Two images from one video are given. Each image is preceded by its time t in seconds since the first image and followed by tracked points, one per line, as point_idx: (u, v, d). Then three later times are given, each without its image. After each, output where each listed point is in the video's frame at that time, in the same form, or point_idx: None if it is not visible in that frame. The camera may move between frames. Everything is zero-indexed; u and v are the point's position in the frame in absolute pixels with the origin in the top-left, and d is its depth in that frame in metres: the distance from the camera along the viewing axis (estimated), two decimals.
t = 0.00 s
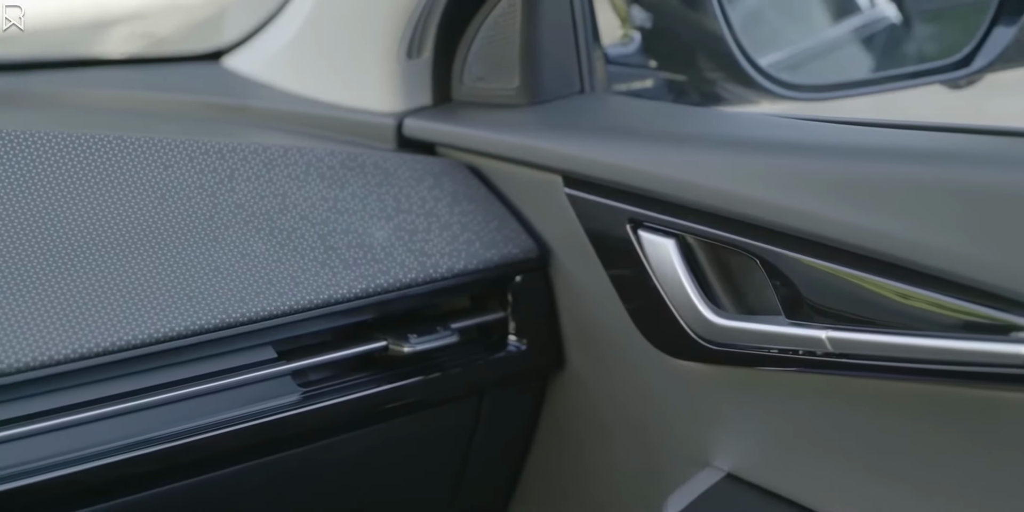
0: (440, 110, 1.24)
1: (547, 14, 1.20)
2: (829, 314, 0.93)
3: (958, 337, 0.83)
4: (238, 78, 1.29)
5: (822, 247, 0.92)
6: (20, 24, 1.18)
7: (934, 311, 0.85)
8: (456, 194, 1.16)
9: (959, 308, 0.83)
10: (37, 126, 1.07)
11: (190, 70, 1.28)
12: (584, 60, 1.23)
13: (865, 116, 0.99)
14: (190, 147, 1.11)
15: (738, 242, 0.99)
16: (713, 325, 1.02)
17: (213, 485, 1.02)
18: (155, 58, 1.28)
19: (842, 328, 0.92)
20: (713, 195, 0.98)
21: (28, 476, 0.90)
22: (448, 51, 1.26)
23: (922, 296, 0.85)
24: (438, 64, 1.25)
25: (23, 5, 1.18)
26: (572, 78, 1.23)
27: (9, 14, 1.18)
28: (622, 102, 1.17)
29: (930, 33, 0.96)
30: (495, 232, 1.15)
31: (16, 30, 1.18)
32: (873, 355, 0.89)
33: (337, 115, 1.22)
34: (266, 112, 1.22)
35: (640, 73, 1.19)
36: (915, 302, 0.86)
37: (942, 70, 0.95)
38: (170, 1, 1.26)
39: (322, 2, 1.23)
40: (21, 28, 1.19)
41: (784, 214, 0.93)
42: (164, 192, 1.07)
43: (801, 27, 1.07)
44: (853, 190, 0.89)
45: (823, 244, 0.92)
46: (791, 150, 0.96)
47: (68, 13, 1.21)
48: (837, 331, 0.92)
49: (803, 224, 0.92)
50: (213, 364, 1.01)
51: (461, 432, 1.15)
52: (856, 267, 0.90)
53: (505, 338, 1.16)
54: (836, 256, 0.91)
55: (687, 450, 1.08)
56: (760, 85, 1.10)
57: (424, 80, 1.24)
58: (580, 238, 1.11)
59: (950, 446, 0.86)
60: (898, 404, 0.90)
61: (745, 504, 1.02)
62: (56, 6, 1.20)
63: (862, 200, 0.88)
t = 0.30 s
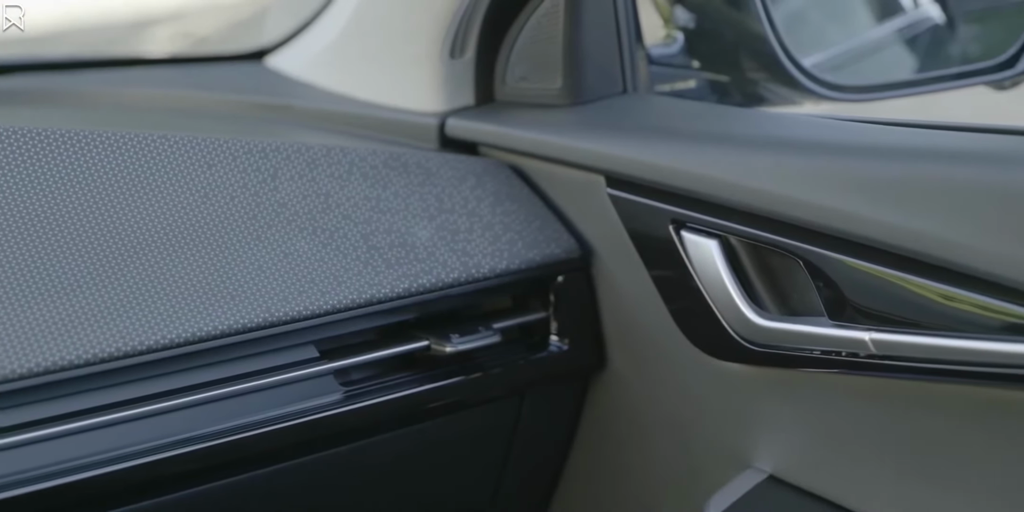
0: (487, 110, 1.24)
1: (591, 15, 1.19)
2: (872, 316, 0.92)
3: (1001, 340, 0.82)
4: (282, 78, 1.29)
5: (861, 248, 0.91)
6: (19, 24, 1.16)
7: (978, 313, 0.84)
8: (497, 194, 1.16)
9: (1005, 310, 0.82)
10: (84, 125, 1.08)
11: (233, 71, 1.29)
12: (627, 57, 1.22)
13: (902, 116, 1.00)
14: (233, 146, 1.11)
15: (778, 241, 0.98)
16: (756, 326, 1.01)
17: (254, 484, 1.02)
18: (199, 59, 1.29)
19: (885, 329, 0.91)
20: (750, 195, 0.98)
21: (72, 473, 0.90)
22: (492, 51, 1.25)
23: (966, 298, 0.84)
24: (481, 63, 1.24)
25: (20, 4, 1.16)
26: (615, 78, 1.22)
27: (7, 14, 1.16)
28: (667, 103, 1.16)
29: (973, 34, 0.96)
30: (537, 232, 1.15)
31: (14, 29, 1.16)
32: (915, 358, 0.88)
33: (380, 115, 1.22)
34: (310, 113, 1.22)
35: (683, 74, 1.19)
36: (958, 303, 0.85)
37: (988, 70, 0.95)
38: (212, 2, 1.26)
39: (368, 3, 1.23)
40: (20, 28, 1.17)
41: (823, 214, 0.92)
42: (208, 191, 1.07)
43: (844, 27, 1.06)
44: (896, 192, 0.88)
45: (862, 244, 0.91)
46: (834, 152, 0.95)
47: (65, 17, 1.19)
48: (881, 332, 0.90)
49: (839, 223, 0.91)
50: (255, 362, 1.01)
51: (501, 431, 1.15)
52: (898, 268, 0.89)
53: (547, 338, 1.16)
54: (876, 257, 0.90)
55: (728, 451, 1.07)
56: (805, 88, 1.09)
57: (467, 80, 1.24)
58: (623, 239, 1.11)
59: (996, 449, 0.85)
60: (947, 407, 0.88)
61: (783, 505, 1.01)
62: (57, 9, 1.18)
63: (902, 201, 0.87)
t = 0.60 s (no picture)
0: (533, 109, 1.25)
1: (639, 16, 1.20)
2: (922, 319, 0.91)
3: None
4: (330, 78, 1.30)
5: (910, 250, 0.90)
6: (19, 24, 1.13)
7: None
8: (545, 194, 1.17)
9: None
10: (135, 124, 1.09)
11: (283, 70, 1.30)
12: (675, 58, 1.21)
13: (952, 118, 0.97)
14: (282, 146, 1.12)
15: (825, 243, 0.97)
16: (802, 328, 1.00)
17: (301, 482, 1.02)
18: (249, 58, 1.30)
19: (934, 332, 0.89)
20: (794, 195, 0.97)
21: (123, 470, 0.91)
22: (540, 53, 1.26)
23: (1016, 302, 0.83)
24: (529, 64, 1.25)
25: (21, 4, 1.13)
26: (664, 78, 1.21)
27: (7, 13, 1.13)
28: (715, 104, 1.16)
29: None
30: (584, 233, 1.15)
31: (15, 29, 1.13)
32: (963, 359, 0.86)
33: (429, 115, 1.23)
34: (359, 113, 1.23)
35: (732, 75, 1.18)
36: (1008, 307, 0.84)
37: None
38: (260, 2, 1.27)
39: (418, 4, 1.24)
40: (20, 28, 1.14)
41: (871, 215, 0.91)
42: (259, 190, 1.08)
43: (892, 29, 1.05)
44: (941, 193, 0.87)
45: (909, 246, 0.90)
46: (882, 153, 0.94)
47: (71, 22, 1.17)
48: (930, 335, 0.89)
49: (883, 224, 0.90)
50: (301, 362, 1.01)
51: (547, 432, 1.15)
52: (946, 271, 0.88)
53: (594, 338, 1.15)
54: (924, 259, 0.89)
55: (774, 453, 1.07)
56: (856, 89, 1.07)
57: (516, 80, 1.25)
58: (670, 240, 1.11)
59: None
60: (991, 407, 0.87)
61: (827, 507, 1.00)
62: (60, 11, 1.15)
63: (948, 202, 0.86)
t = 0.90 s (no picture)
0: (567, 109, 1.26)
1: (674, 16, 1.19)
2: (958, 321, 0.90)
3: None
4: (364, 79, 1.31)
5: (943, 251, 0.89)
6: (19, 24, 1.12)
7: None
8: (579, 194, 1.17)
9: None
10: (171, 123, 1.10)
11: (318, 70, 1.31)
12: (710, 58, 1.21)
13: (987, 119, 0.96)
14: (317, 146, 1.12)
15: (859, 244, 0.96)
16: (835, 328, 0.99)
17: (336, 481, 1.02)
18: (286, 58, 1.30)
19: (970, 333, 0.88)
20: (828, 196, 0.96)
21: (165, 467, 0.91)
22: (574, 54, 1.27)
23: None
24: (564, 64, 1.27)
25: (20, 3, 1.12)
26: (699, 78, 1.21)
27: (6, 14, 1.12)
28: (750, 104, 1.16)
29: None
30: (618, 233, 1.15)
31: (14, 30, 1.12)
32: (998, 361, 0.85)
33: (463, 114, 1.24)
34: (392, 112, 1.24)
35: (766, 75, 1.18)
36: None
37: None
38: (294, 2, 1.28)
39: (454, 4, 1.25)
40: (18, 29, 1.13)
41: (905, 216, 0.90)
42: (294, 189, 1.08)
43: (928, 29, 1.03)
44: (977, 194, 0.86)
45: (944, 248, 0.89)
46: (917, 154, 0.93)
47: (71, 21, 1.16)
48: (965, 336, 0.88)
49: (917, 225, 0.89)
50: (332, 362, 1.01)
51: (581, 432, 1.15)
52: (982, 272, 0.87)
53: (627, 338, 1.15)
54: (960, 260, 0.88)
55: (808, 455, 1.06)
56: (891, 90, 1.06)
57: (550, 80, 1.26)
58: (704, 240, 1.11)
59: None
60: None
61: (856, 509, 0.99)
62: (63, 11, 1.15)
63: (984, 205, 0.85)
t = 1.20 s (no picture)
0: (601, 110, 1.26)
1: (711, 16, 1.20)
2: (997, 323, 0.89)
3: None
4: (400, 79, 1.32)
5: (982, 252, 0.88)
6: (20, 24, 1.11)
7: None
8: (615, 195, 1.17)
9: None
10: (210, 124, 1.11)
11: (353, 69, 1.31)
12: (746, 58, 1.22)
13: None
14: (355, 146, 1.13)
15: (895, 244, 0.95)
16: (870, 329, 0.99)
17: (370, 480, 1.02)
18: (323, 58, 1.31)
19: (1009, 336, 0.87)
20: (862, 197, 0.95)
21: (208, 463, 0.91)
22: (610, 54, 1.27)
23: None
24: (599, 64, 1.27)
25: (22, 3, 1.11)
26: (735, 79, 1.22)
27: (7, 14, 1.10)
28: (786, 104, 1.17)
29: None
30: (654, 233, 1.15)
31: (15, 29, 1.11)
32: None
33: (500, 114, 1.24)
34: (427, 112, 1.25)
35: (803, 77, 1.18)
36: None
37: None
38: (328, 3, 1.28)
39: (490, 5, 1.25)
40: (20, 28, 1.11)
41: (941, 218, 0.89)
42: (331, 189, 1.09)
43: (965, 30, 1.02)
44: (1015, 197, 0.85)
45: (981, 249, 0.87)
46: (955, 157, 0.93)
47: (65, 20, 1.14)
48: (1003, 339, 0.87)
49: (952, 228, 0.88)
50: (366, 362, 1.01)
51: (617, 432, 1.15)
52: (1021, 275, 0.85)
53: (663, 340, 1.15)
54: (997, 263, 0.87)
55: (845, 457, 1.05)
56: (928, 91, 1.06)
57: (585, 80, 1.27)
58: (740, 241, 1.11)
59: None
60: None
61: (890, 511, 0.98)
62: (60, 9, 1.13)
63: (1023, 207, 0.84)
